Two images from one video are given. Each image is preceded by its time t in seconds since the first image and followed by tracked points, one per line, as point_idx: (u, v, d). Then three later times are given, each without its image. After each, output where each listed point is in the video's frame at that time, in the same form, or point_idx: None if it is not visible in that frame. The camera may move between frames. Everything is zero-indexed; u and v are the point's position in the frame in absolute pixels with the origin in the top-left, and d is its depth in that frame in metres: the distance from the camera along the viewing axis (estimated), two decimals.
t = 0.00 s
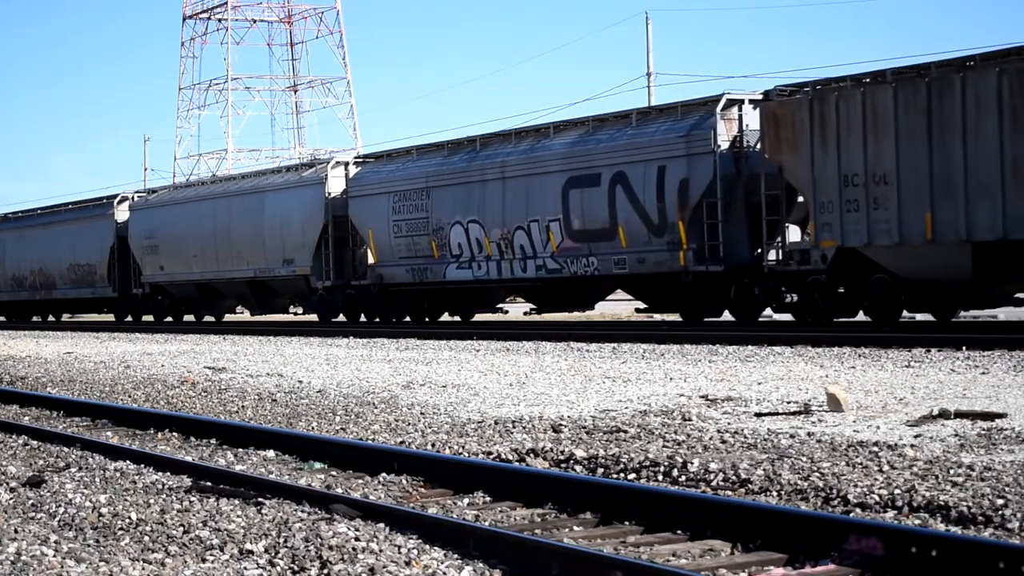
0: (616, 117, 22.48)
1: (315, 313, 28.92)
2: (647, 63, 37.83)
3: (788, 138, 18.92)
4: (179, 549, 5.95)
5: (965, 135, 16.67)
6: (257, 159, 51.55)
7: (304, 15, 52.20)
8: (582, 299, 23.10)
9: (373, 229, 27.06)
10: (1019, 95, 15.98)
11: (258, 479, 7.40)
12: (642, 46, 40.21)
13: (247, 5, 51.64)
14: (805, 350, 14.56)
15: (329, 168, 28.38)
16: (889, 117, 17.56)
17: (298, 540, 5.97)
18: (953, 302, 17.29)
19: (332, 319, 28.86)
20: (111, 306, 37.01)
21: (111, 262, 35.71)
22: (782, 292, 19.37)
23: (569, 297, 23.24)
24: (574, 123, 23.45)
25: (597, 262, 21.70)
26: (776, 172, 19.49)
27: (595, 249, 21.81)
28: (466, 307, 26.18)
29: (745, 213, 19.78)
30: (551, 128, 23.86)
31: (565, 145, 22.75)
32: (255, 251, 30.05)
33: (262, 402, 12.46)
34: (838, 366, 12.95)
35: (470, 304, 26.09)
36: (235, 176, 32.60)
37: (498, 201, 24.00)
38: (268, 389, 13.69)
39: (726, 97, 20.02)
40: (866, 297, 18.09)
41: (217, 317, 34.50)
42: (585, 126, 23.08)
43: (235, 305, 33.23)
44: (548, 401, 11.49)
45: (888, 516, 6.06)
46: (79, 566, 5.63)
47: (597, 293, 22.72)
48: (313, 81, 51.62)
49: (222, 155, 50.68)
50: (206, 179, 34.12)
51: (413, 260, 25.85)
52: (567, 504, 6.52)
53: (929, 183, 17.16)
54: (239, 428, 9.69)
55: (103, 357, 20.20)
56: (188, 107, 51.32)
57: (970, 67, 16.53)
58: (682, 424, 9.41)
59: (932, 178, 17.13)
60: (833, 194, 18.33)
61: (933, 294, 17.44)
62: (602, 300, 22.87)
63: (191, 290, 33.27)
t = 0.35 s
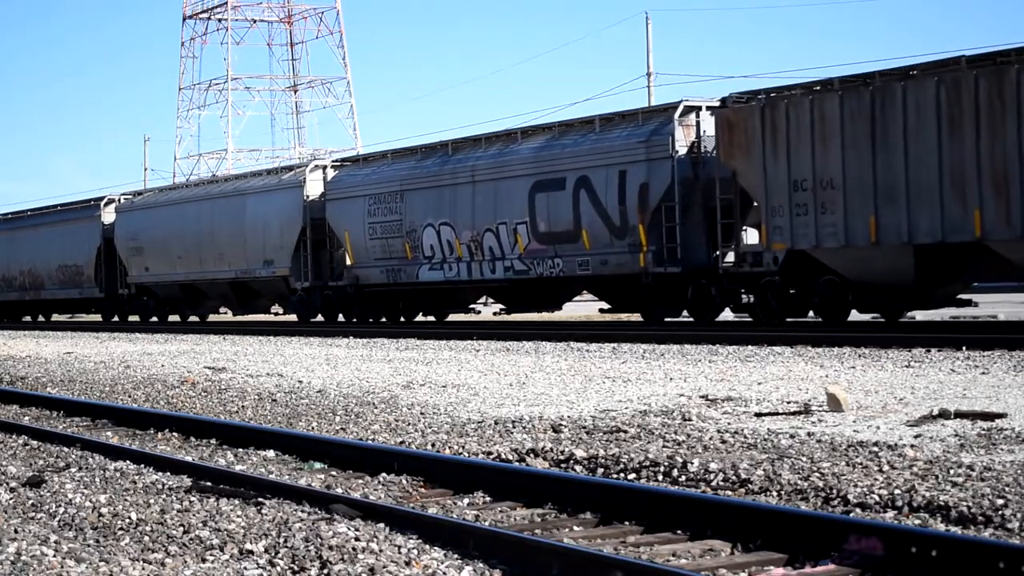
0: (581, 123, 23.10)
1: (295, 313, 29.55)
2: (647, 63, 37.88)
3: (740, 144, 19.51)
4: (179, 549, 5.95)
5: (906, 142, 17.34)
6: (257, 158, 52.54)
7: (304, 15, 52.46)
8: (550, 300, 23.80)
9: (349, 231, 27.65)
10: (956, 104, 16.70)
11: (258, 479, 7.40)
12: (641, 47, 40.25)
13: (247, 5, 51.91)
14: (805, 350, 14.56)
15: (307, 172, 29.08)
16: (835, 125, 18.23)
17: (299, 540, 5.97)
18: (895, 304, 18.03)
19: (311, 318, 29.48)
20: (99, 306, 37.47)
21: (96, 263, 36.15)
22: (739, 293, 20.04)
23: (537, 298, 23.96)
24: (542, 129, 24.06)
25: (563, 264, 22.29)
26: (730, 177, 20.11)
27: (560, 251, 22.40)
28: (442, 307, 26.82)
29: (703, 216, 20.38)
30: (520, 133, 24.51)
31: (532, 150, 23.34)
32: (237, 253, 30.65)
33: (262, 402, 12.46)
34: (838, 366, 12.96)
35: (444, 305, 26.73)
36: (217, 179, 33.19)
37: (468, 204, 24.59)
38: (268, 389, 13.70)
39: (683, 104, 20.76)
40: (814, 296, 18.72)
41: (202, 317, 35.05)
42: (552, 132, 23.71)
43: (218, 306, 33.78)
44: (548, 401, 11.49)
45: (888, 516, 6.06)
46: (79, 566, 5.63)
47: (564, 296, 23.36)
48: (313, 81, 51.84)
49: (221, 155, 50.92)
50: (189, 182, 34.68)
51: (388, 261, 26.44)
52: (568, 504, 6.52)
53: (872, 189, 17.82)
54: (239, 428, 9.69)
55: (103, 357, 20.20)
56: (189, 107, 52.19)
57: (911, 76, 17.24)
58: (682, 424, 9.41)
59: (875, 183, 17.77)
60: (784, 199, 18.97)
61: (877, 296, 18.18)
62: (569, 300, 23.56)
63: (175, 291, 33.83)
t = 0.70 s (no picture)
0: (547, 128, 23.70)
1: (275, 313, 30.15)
2: (647, 63, 37.92)
3: (698, 150, 20.24)
4: (179, 549, 5.95)
5: (852, 149, 18.10)
6: (257, 159, 53.83)
7: (304, 15, 52.68)
8: (519, 300, 24.50)
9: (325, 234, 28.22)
10: (898, 112, 17.45)
11: (258, 479, 7.40)
12: (639, 48, 40.30)
13: (247, 5, 52.13)
14: (805, 350, 14.56)
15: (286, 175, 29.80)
16: (786, 131, 18.99)
17: (299, 540, 5.97)
18: (845, 303, 18.76)
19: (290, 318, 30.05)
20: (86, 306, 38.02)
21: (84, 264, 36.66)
22: (698, 293, 20.80)
23: (508, 298, 24.62)
24: (511, 133, 24.73)
25: (529, 266, 23.01)
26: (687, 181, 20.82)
27: (527, 253, 23.11)
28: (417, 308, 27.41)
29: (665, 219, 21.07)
30: (488, 137, 25.15)
31: (500, 154, 24.05)
32: (219, 255, 31.32)
33: (262, 402, 12.45)
34: (838, 366, 12.95)
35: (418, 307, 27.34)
36: (198, 182, 33.84)
37: (439, 207, 25.22)
38: (267, 389, 13.69)
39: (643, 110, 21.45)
40: (766, 298, 19.37)
41: (186, 317, 35.68)
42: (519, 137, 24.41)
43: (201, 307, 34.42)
44: (548, 401, 11.49)
45: (888, 516, 6.06)
46: (79, 566, 5.63)
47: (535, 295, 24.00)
48: (313, 81, 52.05)
49: (221, 155, 51.70)
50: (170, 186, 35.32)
51: (363, 263, 27.00)
52: (568, 504, 6.52)
53: (821, 193, 18.56)
54: (239, 429, 9.68)
55: (103, 357, 20.19)
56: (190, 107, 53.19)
57: (858, 85, 18.00)
58: (682, 424, 9.40)
59: (823, 188, 18.49)
60: (738, 202, 19.71)
61: (828, 295, 18.91)
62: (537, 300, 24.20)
63: (158, 292, 34.46)
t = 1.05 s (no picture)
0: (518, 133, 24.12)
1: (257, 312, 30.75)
2: (647, 63, 37.90)
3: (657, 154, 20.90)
4: (179, 549, 5.95)
5: (801, 154, 18.76)
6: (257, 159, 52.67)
7: (304, 15, 52.76)
8: (491, 301, 25.21)
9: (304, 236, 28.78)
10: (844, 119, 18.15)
11: (258, 480, 7.40)
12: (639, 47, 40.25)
13: (247, 5, 52.15)
14: (804, 350, 14.56)
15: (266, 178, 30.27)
16: (740, 137, 19.61)
17: (298, 540, 5.97)
18: (798, 303, 19.40)
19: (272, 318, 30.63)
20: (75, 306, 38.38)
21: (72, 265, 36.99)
22: (659, 294, 21.40)
23: (479, 299, 25.34)
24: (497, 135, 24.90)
25: (497, 267, 23.56)
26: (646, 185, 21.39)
27: (495, 254, 23.64)
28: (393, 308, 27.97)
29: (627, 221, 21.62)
30: (460, 142, 25.62)
31: (471, 159, 24.51)
32: (201, 255, 31.80)
33: (262, 402, 12.45)
34: (838, 366, 12.94)
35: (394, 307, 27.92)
36: (183, 185, 34.31)
37: (412, 209, 25.77)
38: (267, 389, 13.68)
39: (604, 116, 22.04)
40: (721, 298, 19.90)
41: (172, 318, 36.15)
42: (488, 142, 24.81)
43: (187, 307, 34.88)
44: (548, 401, 11.48)
45: (888, 516, 6.06)
46: (79, 566, 5.63)
47: (505, 296, 24.79)
48: (313, 81, 52.12)
49: (221, 154, 51.79)
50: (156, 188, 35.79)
51: (340, 264, 27.64)
52: (568, 504, 6.52)
53: (772, 197, 19.21)
54: (239, 428, 9.69)
55: (103, 357, 20.18)
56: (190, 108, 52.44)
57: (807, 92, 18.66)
58: (682, 424, 9.40)
59: (774, 193, 19.15)
60: (694, 206, 20.34)
61: (783, 296, 19.57)
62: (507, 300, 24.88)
63: (144, 292, 34.96)
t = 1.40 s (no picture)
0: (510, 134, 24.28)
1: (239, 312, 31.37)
2: (647, 63, 37.94)
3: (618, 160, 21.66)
4: (179, 549, 5.95)
5: (753, 159, 19.49)
6: (257, 159, 52.82)
7: (304, 15, 52.84)
8: (463, 302, 26.05)
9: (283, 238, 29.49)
10: (794, 125, 18.89)
11: (258, 480, 7.40)
12: (639, 48, 40.26)
13: (248, 5, 52.24)
14: (804, 350, 14.57)
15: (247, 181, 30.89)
16: (695, 142, 20.31)
17: (299, 540, 5.97)
18: (753, 304, 20.10)
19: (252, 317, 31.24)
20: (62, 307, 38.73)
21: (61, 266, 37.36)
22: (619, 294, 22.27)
23: (452, 299, 26.11)
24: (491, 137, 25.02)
25: (467, 268, 24.37)
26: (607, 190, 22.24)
27: (465, 256, 24.47)
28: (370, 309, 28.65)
29: (591, 224, 22.46)
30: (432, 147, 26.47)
31: (443, 164, 25.31)
32: (185, 257, 32.35)
33: (262, 402, 12.46)
34: (838, 366, 12.95)
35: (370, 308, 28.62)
36: (167, 188, 34.83)
37: (386, 213, 26.49)
38: (267, 389, 13.69)
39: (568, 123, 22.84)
40: (679, 299, 20.65)
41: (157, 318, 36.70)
42: (477, 144, 25.10)
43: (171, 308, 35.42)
44: (548, 401, 11.49)
45: (887, 516, 6.07)
46: (79, 566, 5.63)
47: (478, 296, 25.44)
48: (313, 81, 52.27)
49: (221, 154, 51.84)
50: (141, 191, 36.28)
51: (317, 265, 28.38)
52: (568, 503, 6.52)
53: (726, 202, 19.88)
54: (239, 428, 9.71)
55: (103, 357, 20.19)
56: (189, 108, 52.85)
57: (760, 100, 19.41)
58: (682, 424, 9.40)
59: (728, 197, 19.85)
60: (653, 209, 21.04)
61: (737, 297, 20.28)
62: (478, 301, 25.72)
63: (129, 293, 35.46)
